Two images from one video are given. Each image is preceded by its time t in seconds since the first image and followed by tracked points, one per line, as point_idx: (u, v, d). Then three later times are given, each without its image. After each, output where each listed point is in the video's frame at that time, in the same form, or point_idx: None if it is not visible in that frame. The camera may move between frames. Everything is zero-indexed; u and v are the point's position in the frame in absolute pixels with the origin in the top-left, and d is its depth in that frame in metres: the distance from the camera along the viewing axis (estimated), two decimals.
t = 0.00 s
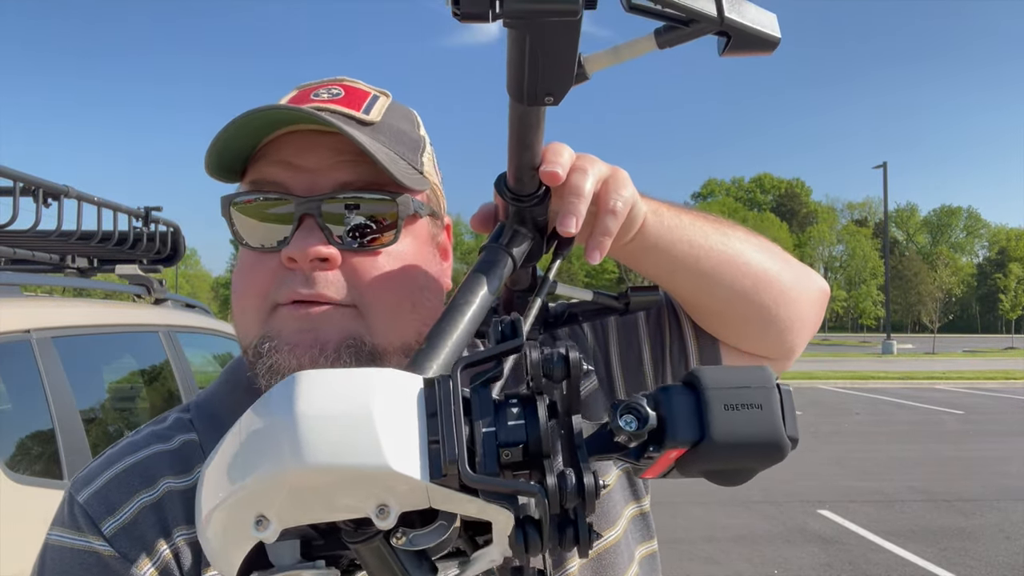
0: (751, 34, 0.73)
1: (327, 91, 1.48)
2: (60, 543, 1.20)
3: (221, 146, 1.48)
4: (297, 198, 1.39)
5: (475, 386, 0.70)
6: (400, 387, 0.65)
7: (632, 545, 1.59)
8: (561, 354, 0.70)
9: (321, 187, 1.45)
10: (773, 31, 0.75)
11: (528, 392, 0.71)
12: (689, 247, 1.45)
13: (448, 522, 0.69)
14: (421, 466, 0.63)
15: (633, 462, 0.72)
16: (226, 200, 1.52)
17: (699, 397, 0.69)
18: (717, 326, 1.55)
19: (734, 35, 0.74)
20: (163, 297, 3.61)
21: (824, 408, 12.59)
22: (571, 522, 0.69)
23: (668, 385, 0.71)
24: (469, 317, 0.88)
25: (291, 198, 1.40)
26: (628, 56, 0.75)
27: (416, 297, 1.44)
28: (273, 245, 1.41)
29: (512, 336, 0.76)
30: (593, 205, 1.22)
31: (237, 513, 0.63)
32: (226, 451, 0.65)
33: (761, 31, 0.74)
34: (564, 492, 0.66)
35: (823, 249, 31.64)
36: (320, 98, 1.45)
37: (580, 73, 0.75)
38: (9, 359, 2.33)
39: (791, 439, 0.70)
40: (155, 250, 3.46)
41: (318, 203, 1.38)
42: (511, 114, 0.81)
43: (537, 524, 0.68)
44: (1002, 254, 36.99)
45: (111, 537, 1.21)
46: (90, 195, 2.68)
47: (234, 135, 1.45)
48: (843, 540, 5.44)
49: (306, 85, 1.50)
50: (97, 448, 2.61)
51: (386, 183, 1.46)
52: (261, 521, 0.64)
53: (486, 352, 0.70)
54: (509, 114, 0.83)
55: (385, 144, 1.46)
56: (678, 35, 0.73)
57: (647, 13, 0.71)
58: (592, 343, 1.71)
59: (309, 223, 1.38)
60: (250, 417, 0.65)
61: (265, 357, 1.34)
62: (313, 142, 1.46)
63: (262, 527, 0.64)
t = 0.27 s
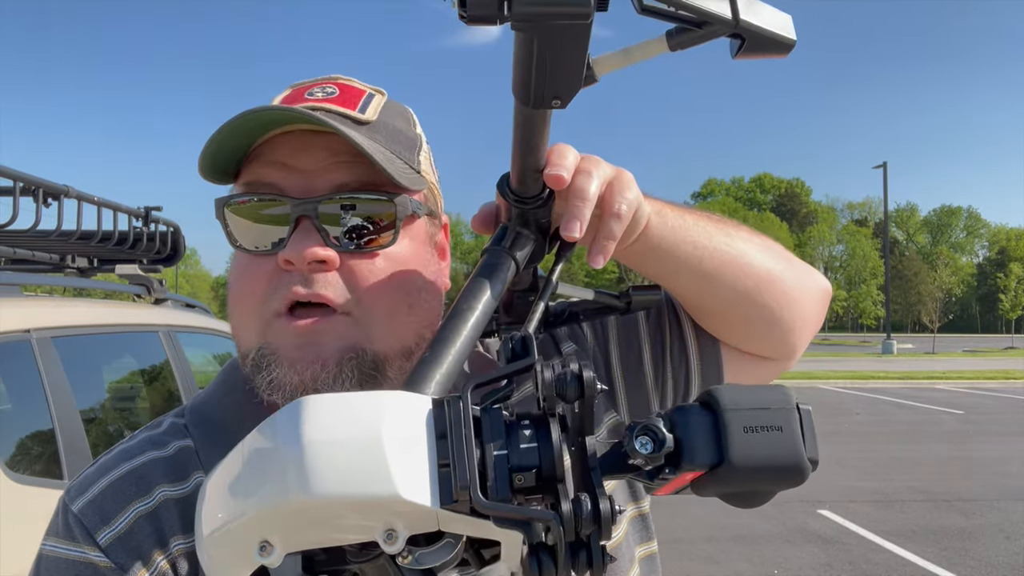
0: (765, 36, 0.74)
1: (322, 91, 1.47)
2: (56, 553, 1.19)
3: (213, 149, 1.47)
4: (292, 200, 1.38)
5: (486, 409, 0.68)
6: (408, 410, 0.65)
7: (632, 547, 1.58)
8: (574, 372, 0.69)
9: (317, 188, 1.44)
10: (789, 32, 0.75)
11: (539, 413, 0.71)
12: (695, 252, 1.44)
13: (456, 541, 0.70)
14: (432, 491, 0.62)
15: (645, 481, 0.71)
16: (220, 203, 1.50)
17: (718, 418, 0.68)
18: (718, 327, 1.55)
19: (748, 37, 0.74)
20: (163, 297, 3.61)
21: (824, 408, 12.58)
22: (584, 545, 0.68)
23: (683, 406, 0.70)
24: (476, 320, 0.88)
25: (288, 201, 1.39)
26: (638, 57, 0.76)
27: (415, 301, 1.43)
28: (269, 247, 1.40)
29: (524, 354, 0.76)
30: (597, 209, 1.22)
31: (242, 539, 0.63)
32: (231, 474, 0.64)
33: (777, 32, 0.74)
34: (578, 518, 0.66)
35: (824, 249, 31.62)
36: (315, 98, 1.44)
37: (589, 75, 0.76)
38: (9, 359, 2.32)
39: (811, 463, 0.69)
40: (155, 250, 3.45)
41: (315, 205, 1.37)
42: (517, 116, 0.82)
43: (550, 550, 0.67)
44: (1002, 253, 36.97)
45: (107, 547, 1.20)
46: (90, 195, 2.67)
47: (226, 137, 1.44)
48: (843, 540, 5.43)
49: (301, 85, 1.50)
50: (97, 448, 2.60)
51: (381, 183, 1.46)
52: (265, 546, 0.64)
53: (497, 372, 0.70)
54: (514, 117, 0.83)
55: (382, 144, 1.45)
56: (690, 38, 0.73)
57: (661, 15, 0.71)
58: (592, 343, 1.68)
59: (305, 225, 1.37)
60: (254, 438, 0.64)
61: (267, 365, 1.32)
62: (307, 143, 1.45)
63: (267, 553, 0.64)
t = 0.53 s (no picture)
0: (782, 27, 0.73)
1: (324, 89, 1.46)
2: (56, 553, 1.19)
3: (216, 149, 1.46)
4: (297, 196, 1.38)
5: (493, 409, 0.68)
6: (411, 409, 0.64)
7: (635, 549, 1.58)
8: (583, 371, 0.67)
9: (322, 187, 1.44)
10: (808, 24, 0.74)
11: (545, 411, 0.70)
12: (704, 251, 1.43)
13: (458, 541, 0.71)
14: (434, 493, 0.62)
15: (654, 484, 0.70)
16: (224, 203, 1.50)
17: (730, 420, 0.67)
18: (725, 329, 1.55)
19: (765, 30, 0.74)
20: (163, 297, 3.60)
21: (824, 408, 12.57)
22: (591, 548, 0.65)
23: (695, 406, 0.69)
24: (484, 316, 0.88)
25: (291, 198, 1.38)
26: (651, 50, 0.76)
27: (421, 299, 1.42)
28: (270, 247, 1.40)
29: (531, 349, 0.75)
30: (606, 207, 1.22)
31: (240, 537, 0.63)
32: (230, 472, 0.63)
33: (795, 24, 0.73)
34: (585, 523, 0.63)
35: (823, 249, 31.62)
36: (319, 96, 1.44)
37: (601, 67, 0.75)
38: (9, 359, 2.31)
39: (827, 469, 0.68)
40: (156, 250, 3.45)
41: (319, 204, 1.37)
42: (526, 108, 0.81)
43: (555, 554, 0.65)
44: (1001, 253, 36.97)
45: (107, 546, 1.20)
46: (90, 195, 2.66)
47: (229, 137, 1.43)
48: (843, 540, 5.43)
49: (304, 84, 1.49)
50: (97, 448, 2.60)
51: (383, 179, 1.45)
52: (264, 544, 0.64)
53: (502, 370, 0.68)
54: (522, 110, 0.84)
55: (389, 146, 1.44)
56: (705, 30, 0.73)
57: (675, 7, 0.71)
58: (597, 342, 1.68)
59: (309, 225, 1.37)
60: (254, 437, 0.63)
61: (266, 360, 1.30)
62: (311, 142, 1.44)
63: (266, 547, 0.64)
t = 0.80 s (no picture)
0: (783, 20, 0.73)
1: (375, 92, 1.40)
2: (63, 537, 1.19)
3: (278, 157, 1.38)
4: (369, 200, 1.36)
5: (478, 402, 0.68)
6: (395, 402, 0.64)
7: (643, 555, 1.58)
8: (570, 366, 0.69)
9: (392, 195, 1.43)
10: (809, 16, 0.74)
11: (531, 407, 0.71)
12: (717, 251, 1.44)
13: (448, 538, 0.68)
14: (415, 484, 0.62)
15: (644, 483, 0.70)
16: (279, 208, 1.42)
17: (721, 417, 0.67)
18: (736, 329, 1.55)
19: (766, 22, 0.74)
20: (163, 297, 3.60)
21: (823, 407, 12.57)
22: (577, 547, 0.68)
23: (685, 403, 0.69)
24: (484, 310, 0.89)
25: (362, 203, 1.36)
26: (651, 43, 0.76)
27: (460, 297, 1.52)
28: (326, 245, 1.37)
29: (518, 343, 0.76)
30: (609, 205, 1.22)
31: (222, 527, 0.62)
32: (214, 461, 0.63)
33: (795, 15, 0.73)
34: (568, 519, 0.64)
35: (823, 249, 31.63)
36: (374, 100, 1.39)
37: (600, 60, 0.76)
38: (8, 358, 2.32)
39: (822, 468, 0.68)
40: (156, 250, 3.45)
41: (392, 209, 1.37)
42: (528, 104, 0.82)
43: (539, 550, 0.67)
44: (1001, 253, 36.97)
45: (113, 532, 1.20)
46: (90, 195, 2.66)
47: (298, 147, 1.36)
48: (843, 540, 5.43)
49: (345, 85, 1.42)
50: (97, 447, 2.60)
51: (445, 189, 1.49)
52: (246, 535, 0.63)
53: (489, 361, 0.69)
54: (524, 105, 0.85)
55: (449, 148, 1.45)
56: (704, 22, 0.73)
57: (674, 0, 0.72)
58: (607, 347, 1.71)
59: (380, 226, 1.37)
60: (239, 427, 0.62)
61: (340, 362, 1.35)
62: (377, 149, 1.42)
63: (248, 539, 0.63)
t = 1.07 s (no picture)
0: (788, 16, 0.72)
1: (399, 97, 1.41)
2: (88, 522, 1.27)
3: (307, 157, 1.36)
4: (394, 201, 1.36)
5: (462, 391, 0.69)
6: (379, 389, 0.64)
7: None
8: (554, 359, 0.69)
9: (418, 193, 1.41)
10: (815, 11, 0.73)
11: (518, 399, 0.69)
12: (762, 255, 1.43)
13: (439, 529, 0.69)
14: (394, 472, 0.61)
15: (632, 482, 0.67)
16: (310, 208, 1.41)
17: (706, 414, 0.64)
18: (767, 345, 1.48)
19: (771, 18, 0.73)
20: (163, 297, 3.60)
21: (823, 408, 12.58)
22: (559, 542, 0.63)
23: (670, 400, 0.66)
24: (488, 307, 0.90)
25: (389, 200, 1.36)
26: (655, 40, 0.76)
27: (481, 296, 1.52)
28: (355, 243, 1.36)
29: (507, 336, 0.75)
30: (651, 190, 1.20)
31: (209, 509, 0.63)
32: (204, 440, 0.64)
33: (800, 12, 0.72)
34: (546, 510, 0.61)
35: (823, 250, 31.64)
36: (399, 105, 1.40)
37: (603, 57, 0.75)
38: (9, 358, 2.32)
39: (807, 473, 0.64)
40: (156, 250, 3.45)
41: (419, 207, 1.37)
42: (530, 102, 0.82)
43: (516, 542, 0.65)
44: (1001, 254, 36.98)
45: (132, 517, 1.27)
46: (90, 195, 2.66)
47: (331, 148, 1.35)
48: (843, 540, 5.43)
49: (369, 88, 1.42)
50: (97, 448, 2.60)
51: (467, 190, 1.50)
52: (234, 518, 0.64)
53: (475, 352, 0.68)
54: (529, 99, 0.83)
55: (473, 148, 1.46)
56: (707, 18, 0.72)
57: None
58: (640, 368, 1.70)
59: (408, 225, 1.37)
60: (224, 412, 0.63)
61: (369, 351, 1.33)
62: (402, 151, 1.42)
63: (235, 522, 0.64)
